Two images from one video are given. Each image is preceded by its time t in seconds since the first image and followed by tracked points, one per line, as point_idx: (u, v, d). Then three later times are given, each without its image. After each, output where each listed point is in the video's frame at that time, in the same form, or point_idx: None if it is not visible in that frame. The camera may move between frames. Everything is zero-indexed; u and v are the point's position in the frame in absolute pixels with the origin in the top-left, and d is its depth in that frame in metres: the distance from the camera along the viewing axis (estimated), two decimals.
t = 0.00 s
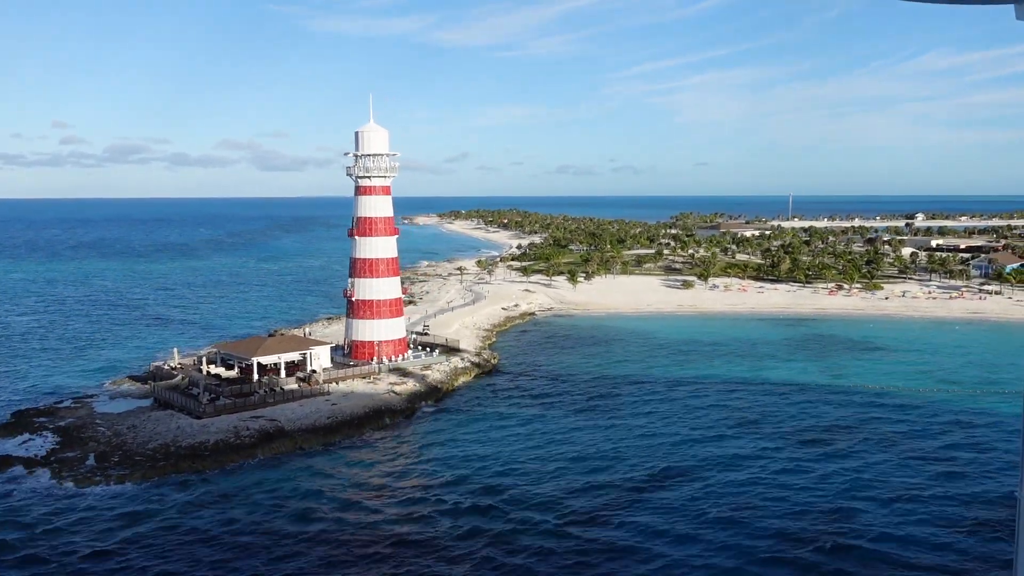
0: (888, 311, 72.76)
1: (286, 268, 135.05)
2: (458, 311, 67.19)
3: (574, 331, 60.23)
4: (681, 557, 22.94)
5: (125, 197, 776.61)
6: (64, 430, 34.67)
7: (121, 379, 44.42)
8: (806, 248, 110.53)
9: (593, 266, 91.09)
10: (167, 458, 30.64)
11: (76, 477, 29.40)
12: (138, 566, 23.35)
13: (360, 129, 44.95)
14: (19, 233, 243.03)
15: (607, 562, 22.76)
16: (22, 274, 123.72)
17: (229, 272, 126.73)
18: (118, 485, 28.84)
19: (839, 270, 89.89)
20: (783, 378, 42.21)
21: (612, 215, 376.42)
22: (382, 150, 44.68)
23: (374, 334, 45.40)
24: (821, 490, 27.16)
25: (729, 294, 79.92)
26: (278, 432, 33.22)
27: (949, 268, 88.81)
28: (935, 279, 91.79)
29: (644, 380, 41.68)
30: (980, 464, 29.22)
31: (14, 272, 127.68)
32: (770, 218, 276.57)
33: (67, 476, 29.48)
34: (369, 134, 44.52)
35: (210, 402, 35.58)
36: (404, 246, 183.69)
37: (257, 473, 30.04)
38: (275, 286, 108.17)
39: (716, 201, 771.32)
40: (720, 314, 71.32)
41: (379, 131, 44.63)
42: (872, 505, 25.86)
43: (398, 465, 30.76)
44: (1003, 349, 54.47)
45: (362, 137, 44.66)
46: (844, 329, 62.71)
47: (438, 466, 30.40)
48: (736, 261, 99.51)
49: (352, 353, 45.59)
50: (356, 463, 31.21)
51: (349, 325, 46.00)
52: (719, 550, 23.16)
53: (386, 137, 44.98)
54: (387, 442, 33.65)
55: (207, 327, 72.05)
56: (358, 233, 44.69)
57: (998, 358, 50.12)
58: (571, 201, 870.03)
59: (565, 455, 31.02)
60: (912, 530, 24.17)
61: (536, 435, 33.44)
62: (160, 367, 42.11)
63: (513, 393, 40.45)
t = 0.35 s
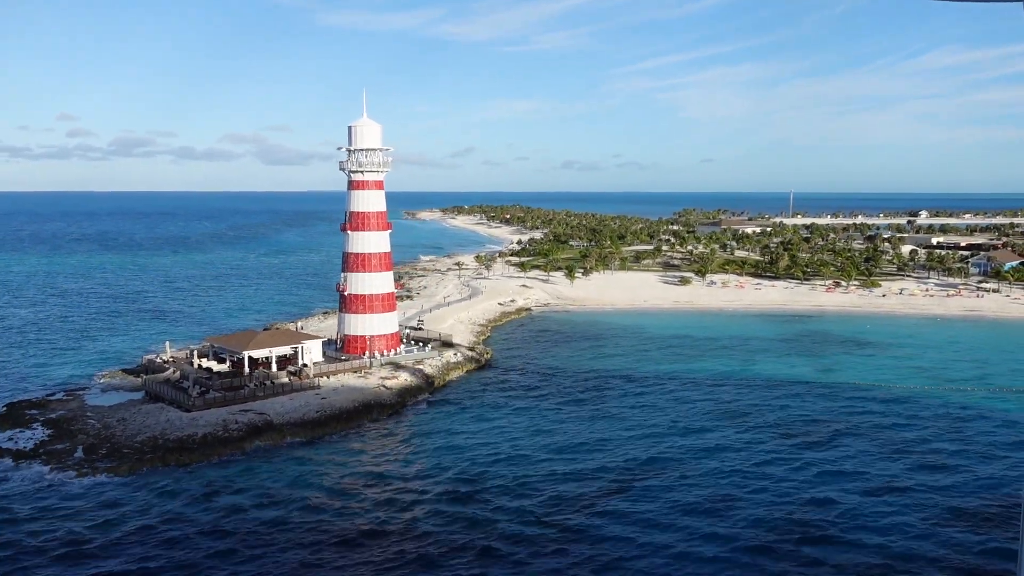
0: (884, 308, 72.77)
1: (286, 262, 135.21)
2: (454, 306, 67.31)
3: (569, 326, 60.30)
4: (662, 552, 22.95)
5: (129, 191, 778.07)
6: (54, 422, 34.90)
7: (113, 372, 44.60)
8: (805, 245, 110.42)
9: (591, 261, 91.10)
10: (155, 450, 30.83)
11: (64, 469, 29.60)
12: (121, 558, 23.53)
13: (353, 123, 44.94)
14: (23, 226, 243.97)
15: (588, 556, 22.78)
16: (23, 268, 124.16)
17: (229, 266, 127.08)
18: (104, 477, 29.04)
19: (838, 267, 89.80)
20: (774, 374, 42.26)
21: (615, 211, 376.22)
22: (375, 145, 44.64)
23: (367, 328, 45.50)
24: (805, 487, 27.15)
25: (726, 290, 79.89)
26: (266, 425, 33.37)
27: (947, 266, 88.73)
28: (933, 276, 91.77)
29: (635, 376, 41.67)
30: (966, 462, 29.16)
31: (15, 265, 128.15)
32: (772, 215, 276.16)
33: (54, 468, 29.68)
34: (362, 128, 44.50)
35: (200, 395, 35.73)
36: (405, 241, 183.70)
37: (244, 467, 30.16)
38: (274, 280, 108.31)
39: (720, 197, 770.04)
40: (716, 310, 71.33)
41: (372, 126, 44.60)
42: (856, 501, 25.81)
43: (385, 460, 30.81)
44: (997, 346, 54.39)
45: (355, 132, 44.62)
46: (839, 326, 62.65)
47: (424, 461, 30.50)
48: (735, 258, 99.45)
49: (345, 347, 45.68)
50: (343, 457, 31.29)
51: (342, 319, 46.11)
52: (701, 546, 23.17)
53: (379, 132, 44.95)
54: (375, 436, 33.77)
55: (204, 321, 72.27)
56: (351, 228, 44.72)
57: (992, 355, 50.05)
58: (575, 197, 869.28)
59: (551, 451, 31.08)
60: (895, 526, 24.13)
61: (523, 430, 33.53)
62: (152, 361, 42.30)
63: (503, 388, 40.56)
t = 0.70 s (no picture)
0: (877, 308, 72.78)
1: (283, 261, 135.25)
2: (447, 305, 67.32)
3: (561, 325, 60.30)
4: (640, 550, 23.00)
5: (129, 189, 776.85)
6: (40, 419, 34.99)
7: (103, 369, 44.69)
8: (801, 244, 110.41)
9: (586, 260, 91.11)
10: (138, 448, 30.91)
11: (47, 466, 29.70)
12: (99, 554, 23.59)
13: (343, 122, 44.89)
14: (21, 224, 243.64)
15: (567, 555, 22.83)
16: (19, 266, 124.08)
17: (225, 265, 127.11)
18: (87, 474, 29.13)
19: (833, 266, 89.80)
20: (762, 373, 42.26)
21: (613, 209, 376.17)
22: (365, 144, 44.58)
23: (356, 327, 45.52)
24: (786, 485, 27.19)
25: (720, 289, 79.90)
26: (251, 423, 33.42)
27: (942, 266, 88.77)
28: (927, 276, 91.77)
29: (623, 374, 41.66)
30: (950, 461, 29.18)
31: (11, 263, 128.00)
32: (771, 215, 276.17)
33: (38, 465, 29.78)
34: (352, 127, 44.43)
35: (186, 393, 35.79)
36: (403, 239, 183.68)
37: (227, 465, 30.21)
38: (269, 279, 108.33)
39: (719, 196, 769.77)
40: (708, 309, 71.36)
41: (361, 125, 44.54)
42: (838, 500, 25.82)
43: (369, 459, 30.80)
44: (988, 346, 54.42)
45: (345, 130, 44.57)
46: (831, 325, 62.69)
47: (407, 459, 30.52)
48: (730, 257, 99.46)
49: (334, 345, 45.72)
50: (327, 455, 31.32)
51: (331, 317, 46.12)
52: (682, 545, 23.20)
53: (369, 131, 44.89)
54: (360, 434, 33.83)
55: (198, 319, 72.35)
56: (340, 226, 44.71)
57: (982, 355, 50.12)
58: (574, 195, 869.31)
59: (536, 449, 31.13)
60: (874, 524, 24.18)
61: (508, 429, 33.54)
62: (142, 358, 42.39)
63: (491, 386, 40.57)
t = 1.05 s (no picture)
0: (867, 310, 72.95)
1: (276, 263, 135.16)
2: (437, 307, 67.40)
3: (550, 328, 60.41)
4: (614, 553, 23.11)
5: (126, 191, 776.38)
6: (23, 421, 35.01)
7: (89, 372, 44.69)
8: (794, 247, 110.67)
9: (578, 263, 91.25)
10: (120, 450, 30.98)
11: (28, 468, 29.73)
12: (75, 557, 23.64)
13: (329, 124, 44.94)
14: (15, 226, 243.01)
15: (541, 557, 22.94)
16: (11, 268, 123.80)
17: (218, 267, 127.00)
18: (67, 476, 29.16)
19: (824, 269, 90.04)
20: (746, 375, 42.40)
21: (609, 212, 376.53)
22: (351, 146, 44.63)
23: (342, 329, 45.59)
24: (763, 488, 27.31)
25: (711, 292, 80.05)
26: (233, 425, 33.50)
27: (932, 268, 89.11)
28: (918, 278, 92.05)
29: (608, 377, 41.78)
30: (928, 463, 29.34)
31: (3, 265, 127.69)
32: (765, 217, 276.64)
33: (18, 467, 29.81)
34: (338, 130, 44.48)
35: (169, 395, 35.86)
36: (397, 241, 183.69)
37: (208, 467, 30.27)
38: (262, 281, 108.26)
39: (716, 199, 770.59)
40: (699, 311, 71.48)
41: (348, 128, 44.59)
42: (814, 503, 25.96)
43: (350, 462, 30.90)
44: (974, 348, 54.64)
45: (331, 133, 44.61)
46: (819, 328, 62.90)
47: (388, 462, 30.59)
48: (722, 260, 99.65)
49: (320, 348, 45.80)
50: (308, 457, 31.41)
51: (318, 320, 46.18)
52: (657, 548, 23.31)
53: (355, 133, 44.94)
54: (342, 437, 33.90)
55: (188, 322, 72.31)
56: (327, 229, 44.76)
57: (968, 357, 50.34)
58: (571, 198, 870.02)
59: (516, 452, 31.23)
60: (848, 527, 24.30)
61: (490, 431, 33.61)
62: (127, 361, 42.40)
63: (476, 389, 40.65)
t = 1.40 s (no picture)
0: (859, 314, 73.09)
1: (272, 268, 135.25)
2: (429, 312, 67.42)
3: (541, 332, 60.44)
4: (592, 554, 23.07)
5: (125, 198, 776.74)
6: (9, 427, 35.07)
7: (77, 378, 44.71)
8: (789, 251, 110.85)
9: (572, 268, 91.37)
10: (104, 456, 31.06)
11: (11, 474, 29.77)
12: (54, 561, 23.66)
13: (318, 130, 45.02)
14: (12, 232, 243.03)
15: (518, 559, 22.90)
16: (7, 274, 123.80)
17: (214, 273, 127.01)
18: (50, 482, 29.21)
19: (818, 273, 90.17)
20: (734, 378, 42.43)
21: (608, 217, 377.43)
22: (339, 152, 44.72)
23: (330, 334, 45.63)
24: (744, 489, 27.35)
25: (705, 296, 80.15)
26: (218, 430, 33.57)
27: (926, 272, 89.35)
28: (911, 282, 92.24)
29: (596, 381, 41.83)
30: (910, 464, 29.30)
31: None
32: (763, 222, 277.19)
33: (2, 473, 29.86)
34: (327, 135, 44.58)
35: (155, 400, 35.93)
36: (394, 246, 183.79)
37: (190, 472, 30.29)
38: (257, 287, 108.33)
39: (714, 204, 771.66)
40: (691, 315, 71.59)
41: (336, 133, 44.71)
42: (793, 503, 25.93)
43: (332, 466, 30.88)
44: (964, 352, 54.78)
45: (319, 139, 44.71)
46: (810, 332, 63.03)
47: (371, 466, 30.62)
48: (716, 264, 99.76)
49: (309, 353, 45.85)
50: (291, 462, 31.42)
51: (307, 325, 46.24)
52: (634, 550, 23.27)
53: (343, 139, 45.03)
54: (327, 441, 33.95)
55: (180, 328, 72.36)
56: (315, 234, 44.82)
57: (956, 360, 50.44)
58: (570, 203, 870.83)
59: (499, 455, 31.24)
60: (827, 524, 24.38)
61: (474, 435, 33.65)
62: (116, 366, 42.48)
63: (463, 393, 40.71)
